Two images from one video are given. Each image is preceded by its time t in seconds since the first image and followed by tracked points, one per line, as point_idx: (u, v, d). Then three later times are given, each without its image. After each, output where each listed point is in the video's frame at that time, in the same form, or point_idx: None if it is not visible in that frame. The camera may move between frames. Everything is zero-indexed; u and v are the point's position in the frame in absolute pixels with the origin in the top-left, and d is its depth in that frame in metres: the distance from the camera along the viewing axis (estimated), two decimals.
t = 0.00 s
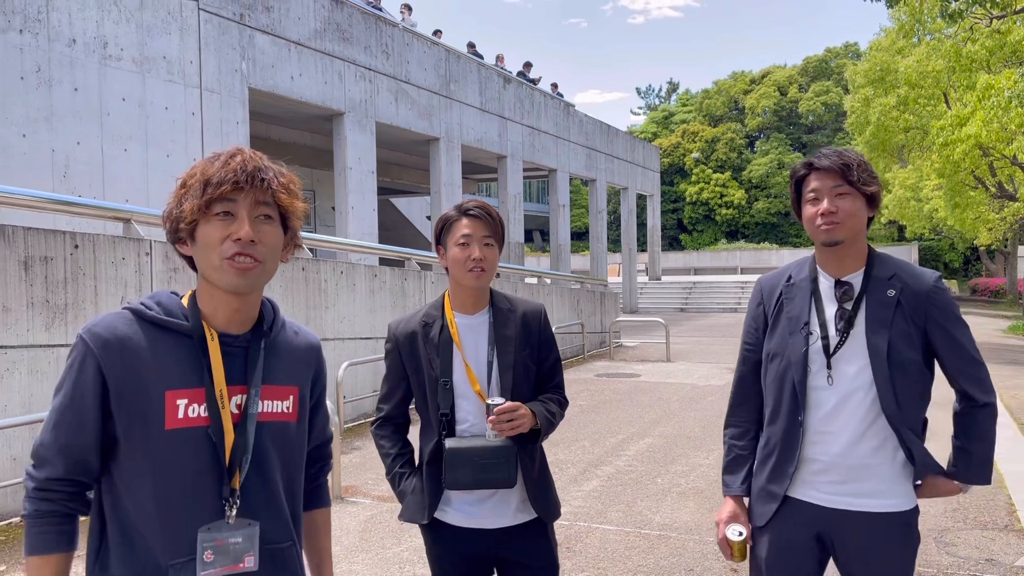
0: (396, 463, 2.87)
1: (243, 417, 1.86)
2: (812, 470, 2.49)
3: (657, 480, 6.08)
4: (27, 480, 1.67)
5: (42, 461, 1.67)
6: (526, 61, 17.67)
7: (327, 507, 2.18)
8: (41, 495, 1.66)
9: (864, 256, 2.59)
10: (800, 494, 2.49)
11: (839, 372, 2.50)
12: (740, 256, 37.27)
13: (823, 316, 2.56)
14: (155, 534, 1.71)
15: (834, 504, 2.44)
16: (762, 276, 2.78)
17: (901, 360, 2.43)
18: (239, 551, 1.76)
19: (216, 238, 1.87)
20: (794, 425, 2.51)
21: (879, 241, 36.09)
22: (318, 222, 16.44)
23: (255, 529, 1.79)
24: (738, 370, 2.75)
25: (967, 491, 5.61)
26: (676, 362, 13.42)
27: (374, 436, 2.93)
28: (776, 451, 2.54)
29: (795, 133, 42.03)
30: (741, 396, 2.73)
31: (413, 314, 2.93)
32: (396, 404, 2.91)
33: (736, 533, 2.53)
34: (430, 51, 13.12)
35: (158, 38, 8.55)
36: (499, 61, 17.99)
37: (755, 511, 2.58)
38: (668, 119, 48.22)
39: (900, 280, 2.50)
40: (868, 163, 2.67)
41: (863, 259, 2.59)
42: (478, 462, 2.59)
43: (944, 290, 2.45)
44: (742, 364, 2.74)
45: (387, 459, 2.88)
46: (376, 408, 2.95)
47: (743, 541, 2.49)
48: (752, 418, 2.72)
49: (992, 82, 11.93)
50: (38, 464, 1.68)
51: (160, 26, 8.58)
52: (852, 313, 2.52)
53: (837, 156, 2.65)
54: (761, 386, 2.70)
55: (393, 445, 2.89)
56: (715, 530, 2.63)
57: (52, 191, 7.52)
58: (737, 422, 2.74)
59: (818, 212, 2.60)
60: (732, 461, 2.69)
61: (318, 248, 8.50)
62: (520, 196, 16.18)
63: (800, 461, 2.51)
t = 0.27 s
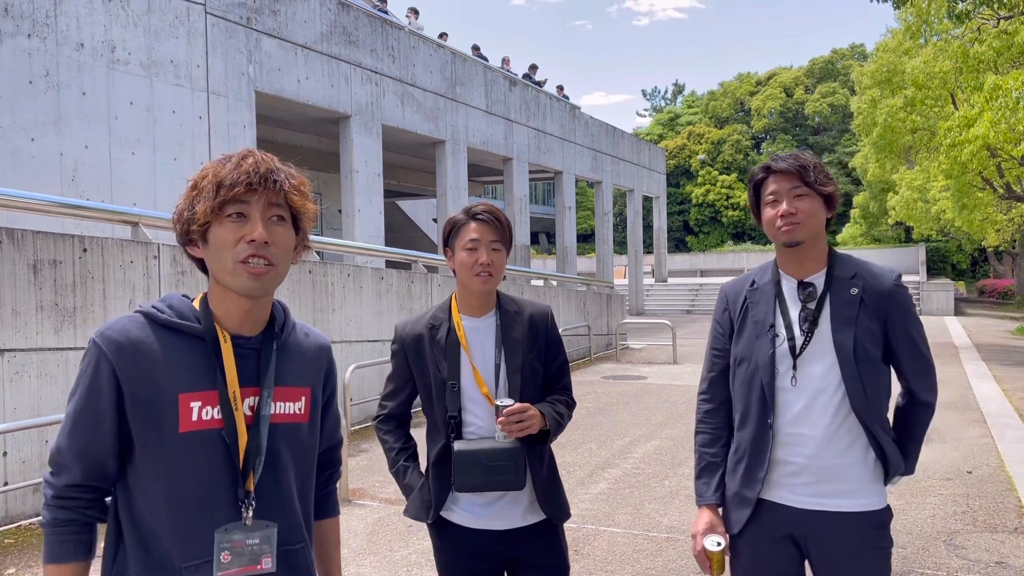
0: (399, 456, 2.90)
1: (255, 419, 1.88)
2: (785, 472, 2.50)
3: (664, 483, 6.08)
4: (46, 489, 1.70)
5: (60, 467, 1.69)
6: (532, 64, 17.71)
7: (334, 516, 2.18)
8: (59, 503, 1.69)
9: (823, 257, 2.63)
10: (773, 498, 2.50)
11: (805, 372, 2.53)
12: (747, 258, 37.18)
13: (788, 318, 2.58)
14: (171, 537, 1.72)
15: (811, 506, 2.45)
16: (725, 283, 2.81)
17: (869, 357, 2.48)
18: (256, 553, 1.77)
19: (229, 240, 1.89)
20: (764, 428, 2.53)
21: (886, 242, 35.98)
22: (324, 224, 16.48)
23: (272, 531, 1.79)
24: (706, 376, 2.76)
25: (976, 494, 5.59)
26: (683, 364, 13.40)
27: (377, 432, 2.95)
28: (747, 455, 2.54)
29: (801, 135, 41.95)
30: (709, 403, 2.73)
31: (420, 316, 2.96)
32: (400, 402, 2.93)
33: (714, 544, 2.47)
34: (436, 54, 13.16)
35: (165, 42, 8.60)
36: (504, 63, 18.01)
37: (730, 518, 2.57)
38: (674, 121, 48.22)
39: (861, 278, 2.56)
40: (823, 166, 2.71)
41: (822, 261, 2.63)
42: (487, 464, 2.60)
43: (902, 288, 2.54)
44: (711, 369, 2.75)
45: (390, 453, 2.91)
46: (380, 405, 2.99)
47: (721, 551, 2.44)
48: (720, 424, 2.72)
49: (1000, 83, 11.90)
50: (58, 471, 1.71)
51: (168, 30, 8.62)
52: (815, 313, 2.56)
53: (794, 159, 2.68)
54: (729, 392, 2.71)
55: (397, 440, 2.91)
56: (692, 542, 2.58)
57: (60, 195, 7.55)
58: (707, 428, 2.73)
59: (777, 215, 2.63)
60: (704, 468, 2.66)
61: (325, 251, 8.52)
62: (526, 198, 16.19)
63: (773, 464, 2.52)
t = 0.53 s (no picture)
0: (408, 464, 2.93)
1: (262, 421, 1.89)
2: (773, 474, 2.50)
3: (670, 485, 6.08)
4: (52, 496, 1.71)
5: (67, 474, 1.70)
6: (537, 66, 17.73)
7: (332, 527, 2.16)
8: (64, 510, 1.69)
9: (791, 259, 2.66)
10: (764, 501, 2.50)
11: (783, 371, 2.54)
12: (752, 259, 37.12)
13: (762, 320, 2.60)
14: (178, 542, 1.73)
15: (801, 505, 2.45)
16: (697, 289, 2.82)
17: (844, 353, 2.50)
18: (264, 555, 1.81)
19: (237, 245, 1.89)
20: (748, 432, 2.53)
21: (892, 243, 35.89)
22: (330, 227, 16.52)
23: (277, 534, 1.82)
24: (683, 384, 2.77)
25: (983, 495, 5.58)
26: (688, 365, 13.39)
27: (384, 438, 2.97)
28: (734, 461, 2.54)
29: (806, 135, 41.89)
30: (687, 410, 2.73)
31: (427, 317, 2.97)
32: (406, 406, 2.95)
33: (705, 553, 2.37)
34: (440, 56, 13.19)
35: (170, 45, 8.63)
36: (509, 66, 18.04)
37: (721, 526, 2.56)
38: (679, 122, 48.22)
39: (830, 276, 2.60)
40: (794, 169, 2.74)
41: (790, 263, 2.66)
42: (493, 465, 2.61)
43: (870, 282, 2.58)
44: (688, 377, 2.75)
45: (399, 462, 2.93)
46: (387, 411, 3.00)
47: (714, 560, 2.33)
48: (700, 431, 2.71)
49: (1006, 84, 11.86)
50: (64, 479, 1.71)
51: (173, 33, 8.66)
52: (788, 313, 2.59)
53: (765, 161, 2.71)
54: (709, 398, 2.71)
55: (405, 447, 2.93)
56: (682, 555, 2.51)
57: (67, 198, 7.59)
58: (686, 435, 2.71)
59: (746, 216, 2.66)
60: (687, 477, 2.63)
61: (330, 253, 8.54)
62: (531, 200, 16.20)
63: (759, 468, 2.52)
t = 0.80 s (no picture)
0: (425, 476, 2.89)
1: (266, 422, 1.89)
2: (773, 478, 2.50)
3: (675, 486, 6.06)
4: (62, 501, 1.72)
5: (75, 478, 1.72)
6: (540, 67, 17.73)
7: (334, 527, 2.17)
8: (73, 515, 1.71)
9: (780, 262, 2.66)
10: (765, 505, 2.50)
11: (777, 374, 2.54)
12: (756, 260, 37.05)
13: (753, 324, 2.59)
14: (185, 544, 1.74)
15: (802, 507, 2.46)
16: (687, 294, 2.81)
17: (833, 353, 2.49)
18: (269, 555, 1.81)
19: (236, 248, 1.90)
20: (746, 436, 2.53)
21: (896, 243, 35.82)
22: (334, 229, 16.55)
23: (284, 534, 1.83)
24: (676, 390, 2.76)
25: (989, 496, 5.56)
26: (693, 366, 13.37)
27: (405, 450, 2.95)
28: (732, 466, 2.54)
29: (810, 136, 41.84)
30: (682, 417, 2.72)
31: (442, 317, 2.99)
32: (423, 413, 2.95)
33: (699, 560, 2.42)
34: (443, 58, 13.21)
35: (174, 48, 8.66)
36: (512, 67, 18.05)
37: (723, 532, 2.56)
38: (682, 123, 48.22)
39: (819, 276, 2.58)
40: (781, 172, 2.75)
41: (779, 266, 2.65)
42: (501, 464, 2.61)
43: (858, 281, 2.56)
44: (682, 383, 2.75)
45: (417, 472, 2.91)
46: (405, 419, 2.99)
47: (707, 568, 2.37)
48: (694, 438, 2.70)
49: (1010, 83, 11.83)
50: (73, 483, 1.73)
51: (177, 35, 8.69)
52: (778, 315, 2.58)
53: (754, 163, 2.72)
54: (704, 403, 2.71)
55: (423, 457, 2.91)
56: (677, 562, 2.53)
57: (71, 201, 7.62)
58: (680, 442, 2.70)
59: (733, 218, 2.66)
60: (681, 484, 2.62)
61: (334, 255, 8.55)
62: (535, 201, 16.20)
63: (759, 472, 2.52)
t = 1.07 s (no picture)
0: (438, 476, 2.90)
1: (265, 425, 1.89)
2: (782, 480, 2.49)
3: (678, 487, 6.05)
4: (64, 505, 1.72)
5: (77, 481, 1.72)
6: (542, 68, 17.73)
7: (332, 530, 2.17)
8: (76, 518, 1.71)
9: (797, 262, 2.66)
10: (772, 507, 2.49)
11: (789, 374, 2.54)
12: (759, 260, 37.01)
13: (767, 323, 2.60)
14: (186, 547, 1.74)
15: (809, 510, 2.45)
16: (702, 294, 2.82)
17: (845, 355, 2.48)
18: (269, 557, 1.82)
19: (237, 252, 1.90)
20: (756, 436, 2.53)
21: (899, 243, 35.77)
22: (336, 230, 16.56)
23: (283, 536, 1.83)
24: (690, 389, 2.77)
25: (993, 497, 5.55)
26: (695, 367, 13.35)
27: (418, 448, 2.96)
28: (743, 466, 2.54)
29: (812, 136, 41.80)
30: (697, 416, 2.73)
31: (455, 317, 3.01)
32: (437, 413, 2.96)
33: (708, 561, 2.42)
34: (445, 59, 13.21)
35: (177, 49, 8.67)
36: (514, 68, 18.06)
37: (731, 532, 2.56)
38: (684, 124, 48.22)
39: (834, 278, 2.58)
40: (799, 170, 2.74)
41: (796, 266, 2.65)
42: (514, 463, 2.62)
43: (875, 284, 2.55)
44: (695, 383, 2.76)
45: (431, 470, 2.91)
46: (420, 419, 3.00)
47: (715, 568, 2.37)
48: (709, 438, 2.71)
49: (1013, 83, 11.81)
50: (75, 487, 1.73)
51: (179, 37, 8.70)
52: (793, 315, 2.59)
53: (772, 162, 2.71)
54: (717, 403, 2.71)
55: (438, 457, 2.91)
56: (686, 560, 2.56)
57: (74, 203, 7.63)
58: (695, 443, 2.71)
59: (752, 217, 2.65)
60: (696, 484, 2.65)
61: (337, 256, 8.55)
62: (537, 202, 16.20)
63: (768, 473, 2.51)
